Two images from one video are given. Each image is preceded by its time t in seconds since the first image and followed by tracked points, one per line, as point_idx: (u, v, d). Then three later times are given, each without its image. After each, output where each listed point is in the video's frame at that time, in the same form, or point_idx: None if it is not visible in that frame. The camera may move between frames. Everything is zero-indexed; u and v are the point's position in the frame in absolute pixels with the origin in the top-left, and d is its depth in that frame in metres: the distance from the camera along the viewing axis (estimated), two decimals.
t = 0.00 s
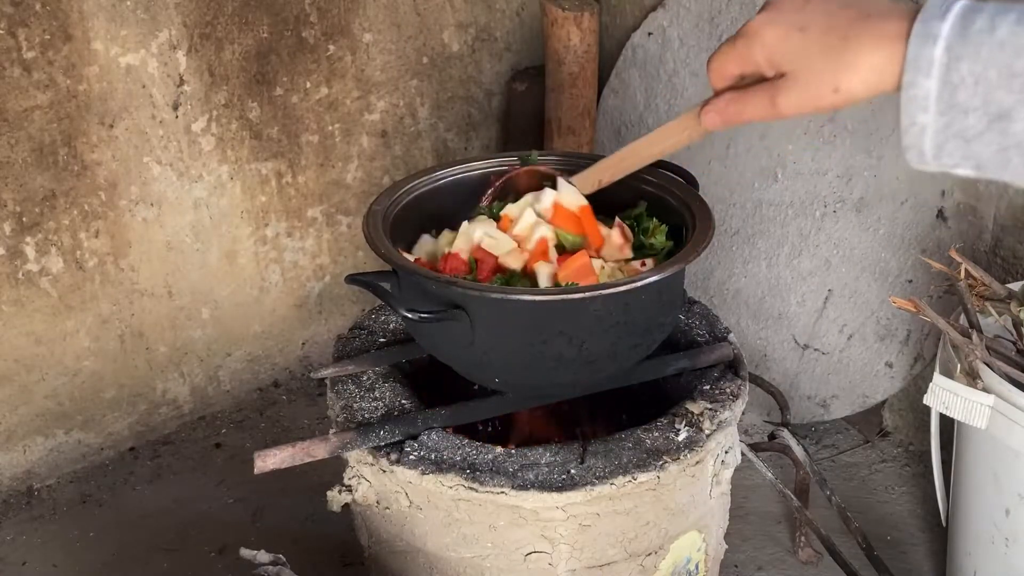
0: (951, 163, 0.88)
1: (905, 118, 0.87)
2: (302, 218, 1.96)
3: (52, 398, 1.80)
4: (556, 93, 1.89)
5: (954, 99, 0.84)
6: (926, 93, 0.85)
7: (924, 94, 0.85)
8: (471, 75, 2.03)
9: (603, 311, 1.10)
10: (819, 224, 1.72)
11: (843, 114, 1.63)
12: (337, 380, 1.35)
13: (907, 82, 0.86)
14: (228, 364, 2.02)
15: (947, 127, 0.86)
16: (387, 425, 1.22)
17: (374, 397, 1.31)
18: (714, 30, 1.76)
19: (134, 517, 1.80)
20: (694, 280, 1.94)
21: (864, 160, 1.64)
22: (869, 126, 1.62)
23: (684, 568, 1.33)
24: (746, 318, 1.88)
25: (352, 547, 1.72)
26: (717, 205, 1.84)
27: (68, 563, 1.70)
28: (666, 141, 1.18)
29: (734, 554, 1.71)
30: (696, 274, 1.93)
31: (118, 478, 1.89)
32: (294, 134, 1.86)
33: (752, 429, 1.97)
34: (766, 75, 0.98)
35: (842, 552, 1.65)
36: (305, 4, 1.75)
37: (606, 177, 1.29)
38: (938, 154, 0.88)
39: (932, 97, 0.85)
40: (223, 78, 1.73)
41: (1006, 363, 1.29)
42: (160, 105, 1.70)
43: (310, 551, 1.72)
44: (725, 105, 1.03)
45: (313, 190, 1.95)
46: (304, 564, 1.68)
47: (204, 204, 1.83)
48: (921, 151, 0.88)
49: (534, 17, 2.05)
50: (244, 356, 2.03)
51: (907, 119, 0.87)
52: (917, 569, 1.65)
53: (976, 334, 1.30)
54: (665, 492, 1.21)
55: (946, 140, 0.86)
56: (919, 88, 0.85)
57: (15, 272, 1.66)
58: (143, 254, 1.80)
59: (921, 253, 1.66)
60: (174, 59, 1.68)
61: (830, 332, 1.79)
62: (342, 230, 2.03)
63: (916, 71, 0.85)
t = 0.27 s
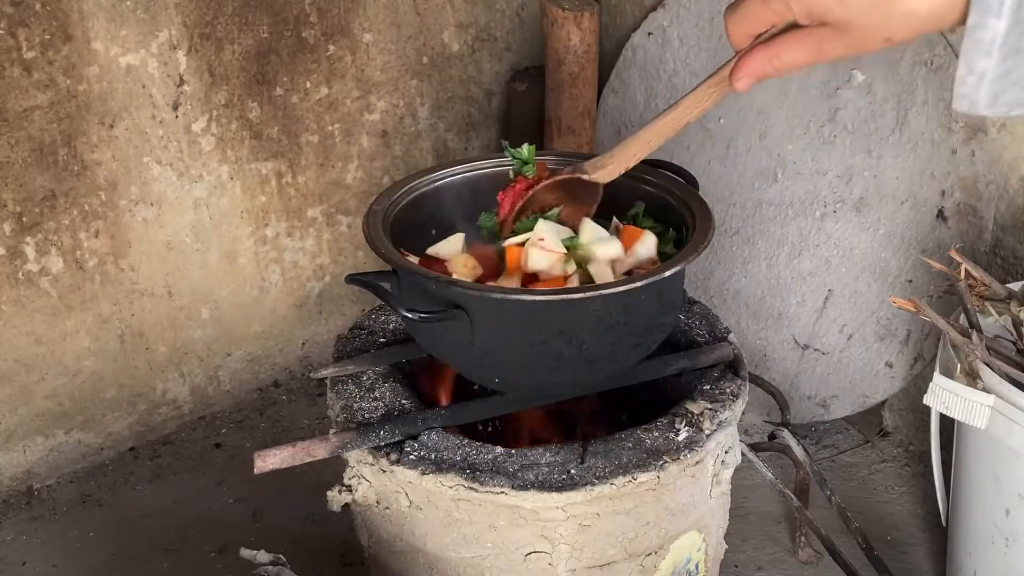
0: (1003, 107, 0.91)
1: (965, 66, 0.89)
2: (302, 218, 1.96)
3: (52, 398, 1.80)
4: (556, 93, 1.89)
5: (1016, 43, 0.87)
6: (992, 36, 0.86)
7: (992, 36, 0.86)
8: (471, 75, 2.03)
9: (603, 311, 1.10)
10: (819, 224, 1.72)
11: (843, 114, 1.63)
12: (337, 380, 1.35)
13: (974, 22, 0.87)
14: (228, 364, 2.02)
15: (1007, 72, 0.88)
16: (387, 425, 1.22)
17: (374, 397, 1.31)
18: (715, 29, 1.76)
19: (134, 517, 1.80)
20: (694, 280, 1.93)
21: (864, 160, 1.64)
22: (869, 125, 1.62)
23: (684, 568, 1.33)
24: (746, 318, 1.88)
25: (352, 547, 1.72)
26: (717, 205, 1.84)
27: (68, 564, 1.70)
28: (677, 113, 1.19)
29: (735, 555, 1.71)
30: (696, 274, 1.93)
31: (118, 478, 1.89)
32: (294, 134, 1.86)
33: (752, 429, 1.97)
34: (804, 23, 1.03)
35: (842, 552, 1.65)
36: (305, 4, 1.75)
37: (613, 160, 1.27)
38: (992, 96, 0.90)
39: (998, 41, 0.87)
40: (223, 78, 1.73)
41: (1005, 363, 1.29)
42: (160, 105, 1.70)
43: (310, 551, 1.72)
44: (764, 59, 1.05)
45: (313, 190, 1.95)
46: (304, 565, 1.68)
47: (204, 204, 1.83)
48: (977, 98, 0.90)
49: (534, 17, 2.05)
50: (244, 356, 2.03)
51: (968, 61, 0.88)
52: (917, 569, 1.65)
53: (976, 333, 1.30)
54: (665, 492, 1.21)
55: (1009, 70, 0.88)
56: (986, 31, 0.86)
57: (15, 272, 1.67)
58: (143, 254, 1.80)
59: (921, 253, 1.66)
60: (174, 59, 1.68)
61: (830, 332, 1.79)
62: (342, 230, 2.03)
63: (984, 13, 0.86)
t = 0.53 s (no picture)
0: None
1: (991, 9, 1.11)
2: (302, 218, 1.96)
3: (52, 398, 1.80)
4: (556, 93, 1.89)
5: None
6: None
7: None
8: (471, 75, 2.03)
9: (603, 311, 1.10)
10: (819, 224, 1.72)
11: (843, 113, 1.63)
12: (337, 380, 1.35)
13: None
14: (228, 364, 2.02)
15: None
16: (387, 425, 1.22)
17: (374, 397, 1.31)
18: (715, 30, 1.76)
19: (134, 518, 1.80)
20: (694, 281, 1.93)
21: (864, 160, 1.64)
22: (868, 125, 1.62)
23: (684, 568, 1.33)
24: (746, 318, 1.88)
25: (353, 547, 1.72)
26: (717, 205, 1.84)
27: (68, 563, 1.70)
28: (717, 65, 1.25)
29: (735, 555, 1.71)
30: (696, 274, 1.93)
31: (118, 479, 1.89)
32: (294, 134, 1.86)
33: (752, 429, 1.98)
34: None
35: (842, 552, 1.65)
36: (305, 4, 1.75)
37: (649, 131, 1.29)
38: None
39: None
40: (223, 78, 1.73)
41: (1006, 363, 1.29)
42: (160, 105, 1.70)
43: (311, 551, 1.72)
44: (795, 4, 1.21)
45: (313, 190, 1.95)
46: (305, 565, 1.68)
47: (204, 204, 1.83)
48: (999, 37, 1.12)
49: (534, 17, 2.05)
50: (244, 356, 2.03)
51: None
52: (917, 569, 1.65)
53: (975, 333, 1.30)
54: (665, 492, 1.21)
55: None
56: None
57: (15, 272, 1.66)
58: (143, 254, 1.80)
59: (921, 253, 1.66)
60: (174, 59, 1.68)
61: (830, 332, 1.79)
62: (342, 230, 2.03)
63: None
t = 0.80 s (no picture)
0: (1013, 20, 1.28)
1: None
2: (302, 218, 1.96)
3: (52, 398, 1.80)
4: (556, 93, 1.89)
5: None
6: None
7: None
8: (471, 75, 2.03)
9: (603, 311, 1.10)
10: (819, 224, 1.72)
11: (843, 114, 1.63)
12: (338, 380, 1.35)
13: None
14: (228, 364, 2.02)
15: None
16: (387, 425, 1.22)
17: (374, 397, 1.31)
18: (714, 30, 1.76)
19: (134, 518, 1.80)
20: (694, 280, 1.93)
21: (864, 160, 1.64)
22: (868, 125, 1.62)
23: (684, 568, 1.33)
24: (746, 318, 1.88)
25: (352, 547, 1.72)
26: (717, 205, 1.84)
27: (68, 563, 1.70)
28: (717, 60, 1.21)
29: (735, 555, 1.70)
30: (696, 274, 1.93)
31: (118, 479, 1.89)
32: (294, 134, 1.86)
33: (752, 429, 1.98)
34: None
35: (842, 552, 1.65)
36: (305, 4, 1.75)
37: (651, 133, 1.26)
38: None
39: None
40: (223, 78, 1.73)
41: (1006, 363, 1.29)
42: (160, 105, 1.70)
43: (311, 551, 1.72)
44: None
45: (313, 190, 1.95)
46: (305, 565, 1.68)
47: (204, 204, 1.83)
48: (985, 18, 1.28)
49: (534, 17, 2.05)
50: (244, 357, 2.03)
51: None
52: (917, 569, 1.65)
53: (976, 333, 1.30)
54: (665, 492, 1.21)
55: None
56: None
57: (15, 272, 1.66)
58: (143, 254, 1.80)
59: (921, 253, 1.66)
60: (174, 59, 1.68)
61: (830, 332, 1.79)
62: (342, 230, 2.03)
63: None
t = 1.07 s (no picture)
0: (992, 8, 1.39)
1: None
2: (302, 218, 1.96)
3: (52, 398, 1.80)
4: (556, 93, 1.89)
5: None
6: None
7: None
8: (471, 75, 2.03)
9: (603, 311, 1.10)
10: (819, 224, 1.72)
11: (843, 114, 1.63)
12: (338, 380, 1.35)
13: None
14: (228, 364, 2.02)
15: None
16: (387, 425, 1.22)
17: (374, 397, 1.31)
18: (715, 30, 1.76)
19: (134, 518, 1.80)
20: (694, 280, 1.93)
21: (864, 160, 1.64)
22: (869, 125, 1.62)
23: (684, 568, 1.33)
24: (746, 318, 1.88)
25: (352, 547, 1.72)
26: (717, 205, 1.84)
27: (68, 563, 1.70)
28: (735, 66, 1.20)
29: (735, 555, 1.70)
30: (696, 274, 1.93)
31: (119, 479, 1.89)
32: (294, 134, 1.86)
33: (752, 429, 1.98)
34: None
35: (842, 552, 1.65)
36: (305, 4, 1.75)
37: (682, 144, 1.24)
38: None
39: None
40: (223, 78, 1.73)
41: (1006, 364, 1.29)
42: (160, 105, 1.70)
43: (311, 551, 1.72)
44: None
45: (313, 190, 1.95)
46: (305, 565, 1.68)
47: (204, 204, 1.83)
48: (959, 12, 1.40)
49: (534, 17, 2.05)
50: (244, 357, 2.03)
51: None
52: (917, 569, 1.65)
53: (976, 333, 1.30)
54: (665, 492, 1.21)
55: None
56: None
57: (15, 272, 1.66)
58: (143, 254, 1.80)
59: (921, 253, 1.66)
60: (174, 59, 1.68)
61: (830, 332, 1.79)
62: (342, 230, 2.03)
63: None
